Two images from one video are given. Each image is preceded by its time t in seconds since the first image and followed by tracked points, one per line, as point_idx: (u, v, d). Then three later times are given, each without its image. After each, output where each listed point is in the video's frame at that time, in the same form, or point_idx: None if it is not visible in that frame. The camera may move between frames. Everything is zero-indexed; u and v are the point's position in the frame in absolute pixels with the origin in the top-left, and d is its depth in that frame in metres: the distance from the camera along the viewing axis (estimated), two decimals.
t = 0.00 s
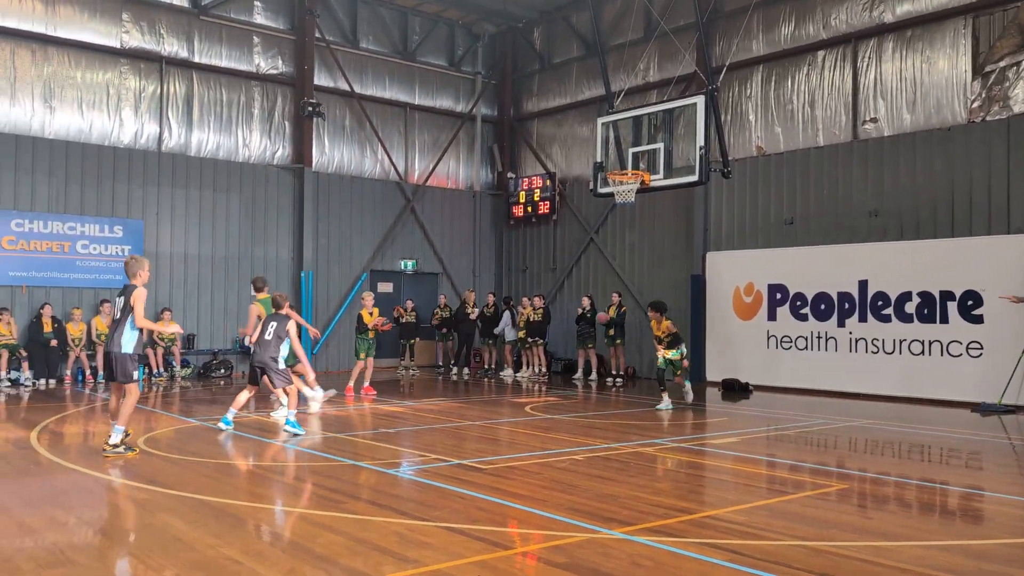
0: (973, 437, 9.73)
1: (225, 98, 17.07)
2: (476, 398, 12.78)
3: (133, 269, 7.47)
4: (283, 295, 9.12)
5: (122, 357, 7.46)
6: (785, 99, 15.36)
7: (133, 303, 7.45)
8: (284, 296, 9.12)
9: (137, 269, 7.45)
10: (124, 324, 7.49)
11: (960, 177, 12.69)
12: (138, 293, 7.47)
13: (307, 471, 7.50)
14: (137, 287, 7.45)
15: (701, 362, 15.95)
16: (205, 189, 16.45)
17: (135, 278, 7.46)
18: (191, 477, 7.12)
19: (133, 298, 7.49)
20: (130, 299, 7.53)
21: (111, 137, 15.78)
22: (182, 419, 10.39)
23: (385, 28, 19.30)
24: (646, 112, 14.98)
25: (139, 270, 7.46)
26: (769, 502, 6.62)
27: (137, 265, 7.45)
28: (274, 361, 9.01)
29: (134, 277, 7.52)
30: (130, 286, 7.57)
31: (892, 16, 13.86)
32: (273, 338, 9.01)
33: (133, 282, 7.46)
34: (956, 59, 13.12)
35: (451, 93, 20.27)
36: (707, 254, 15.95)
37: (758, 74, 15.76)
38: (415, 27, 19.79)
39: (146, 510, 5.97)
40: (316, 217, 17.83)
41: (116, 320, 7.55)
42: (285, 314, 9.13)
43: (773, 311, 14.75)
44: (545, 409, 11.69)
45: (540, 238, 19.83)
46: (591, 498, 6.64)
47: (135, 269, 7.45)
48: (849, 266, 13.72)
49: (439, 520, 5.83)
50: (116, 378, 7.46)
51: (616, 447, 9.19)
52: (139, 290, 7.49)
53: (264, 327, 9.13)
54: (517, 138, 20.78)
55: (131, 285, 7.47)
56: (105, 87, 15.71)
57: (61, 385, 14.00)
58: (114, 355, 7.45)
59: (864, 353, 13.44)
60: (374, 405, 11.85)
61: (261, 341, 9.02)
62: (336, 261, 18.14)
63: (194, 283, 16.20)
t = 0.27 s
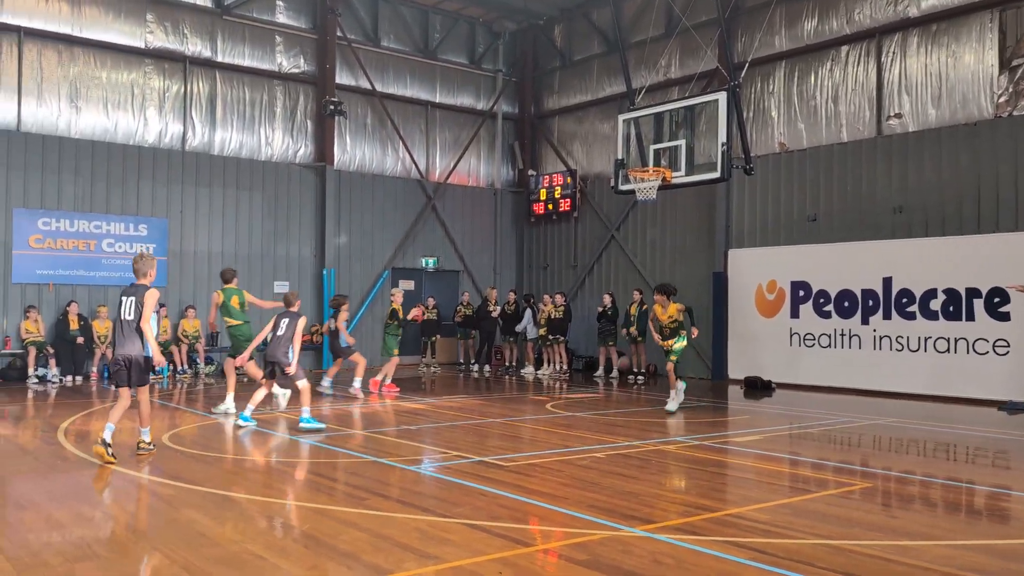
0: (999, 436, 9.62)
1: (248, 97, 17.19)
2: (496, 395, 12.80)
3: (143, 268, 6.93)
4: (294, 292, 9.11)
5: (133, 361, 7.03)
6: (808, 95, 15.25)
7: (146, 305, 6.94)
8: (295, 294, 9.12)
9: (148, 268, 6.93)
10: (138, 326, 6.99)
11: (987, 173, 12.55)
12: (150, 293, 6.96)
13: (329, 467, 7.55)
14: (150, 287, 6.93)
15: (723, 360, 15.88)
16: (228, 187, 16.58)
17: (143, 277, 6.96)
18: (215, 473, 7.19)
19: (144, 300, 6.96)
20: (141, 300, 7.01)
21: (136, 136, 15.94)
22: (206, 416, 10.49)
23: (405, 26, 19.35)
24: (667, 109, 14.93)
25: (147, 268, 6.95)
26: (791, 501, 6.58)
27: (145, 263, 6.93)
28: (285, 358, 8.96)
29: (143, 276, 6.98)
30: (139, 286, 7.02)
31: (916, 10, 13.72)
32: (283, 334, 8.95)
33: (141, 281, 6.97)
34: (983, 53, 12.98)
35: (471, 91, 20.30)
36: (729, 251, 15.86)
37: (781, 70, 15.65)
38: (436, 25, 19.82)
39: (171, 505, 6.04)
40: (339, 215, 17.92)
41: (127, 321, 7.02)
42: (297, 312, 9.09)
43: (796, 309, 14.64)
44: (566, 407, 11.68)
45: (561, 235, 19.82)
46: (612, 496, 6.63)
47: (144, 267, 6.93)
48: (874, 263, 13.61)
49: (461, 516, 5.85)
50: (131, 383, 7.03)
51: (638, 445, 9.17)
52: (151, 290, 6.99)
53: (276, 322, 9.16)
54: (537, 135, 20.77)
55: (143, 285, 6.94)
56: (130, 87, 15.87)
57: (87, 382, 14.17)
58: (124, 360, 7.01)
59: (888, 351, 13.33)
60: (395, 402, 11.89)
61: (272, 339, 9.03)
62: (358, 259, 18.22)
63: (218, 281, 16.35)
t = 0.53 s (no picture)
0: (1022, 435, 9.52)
1: (267, 97, 17.28)
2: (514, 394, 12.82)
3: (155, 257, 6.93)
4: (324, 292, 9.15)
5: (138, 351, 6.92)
6: (827, 92, 15.15)
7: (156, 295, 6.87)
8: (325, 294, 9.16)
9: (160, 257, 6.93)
10: (144, 316, 6.89)
11: (1009, 171, 12.42)
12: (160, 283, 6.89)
13: (348, 465, 7.59)
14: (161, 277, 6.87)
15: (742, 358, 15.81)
16: (247, 186, 16.68)
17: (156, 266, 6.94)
18: (236, 470, 7.25)
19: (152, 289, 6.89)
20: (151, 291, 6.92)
21: (156, 136, 16.06)
22: (226, 413, 10.57)
23: (423, 24, 19.38)
24: (685, 107, 14.87)
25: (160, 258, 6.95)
26: (811, 500, 6.55)
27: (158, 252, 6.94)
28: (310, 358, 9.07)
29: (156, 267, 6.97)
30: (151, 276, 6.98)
31: (937, 6, 13.59)
32: (309, 334, 9.05)
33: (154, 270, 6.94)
34: (1005, 49, 12.84)
35: (489, 90, 20.31)
36: (748, 249, 15.77)
37: (800, 67, 15.55)
38: (454, 23, 19.85)
39: (192, 502, 6.09)
40: (357, 214, 17.98)
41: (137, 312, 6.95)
42: (326, 313, 9.15)
43: (815, 307, 14.57)
44: (584, 406, 11.67)
45: (579, 234, 19.80)
46: (630, 495, 6.62)
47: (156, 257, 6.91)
48: (894, 261, 13.50)
49: (479, 514, 5.86)
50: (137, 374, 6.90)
51: (656, 443, 9.15)
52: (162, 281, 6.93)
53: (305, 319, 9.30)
54: (555, 133, 20.76)
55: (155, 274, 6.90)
56: (150, 87, 15.99)
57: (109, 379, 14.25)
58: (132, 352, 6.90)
59: (909, 350, 13.23)
60: (413, 400, 11.93)
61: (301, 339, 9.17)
62: (376, 257, 18.28)
63: (237, 279, 16.45)
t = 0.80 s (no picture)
0: None
1: (282, 94, 17.35)
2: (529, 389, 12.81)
3: (168, 267, 6.40)
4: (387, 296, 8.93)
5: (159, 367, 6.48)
6: (844, 85, 15.05)
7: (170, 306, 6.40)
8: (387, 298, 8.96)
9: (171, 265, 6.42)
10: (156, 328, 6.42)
11: None
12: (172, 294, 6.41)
13: (365, 459, 7.61)
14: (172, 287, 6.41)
15: (758, 354, 15.75)
16: (263, 183, 16.76)
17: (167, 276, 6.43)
18: (254, 465, 7.28)
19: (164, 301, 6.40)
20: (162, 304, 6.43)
21: (172, 133, 16.16)
22: (243, 409, 10.63)
23: (437, 20, 19.39)
24: (701, 101, 14.82)
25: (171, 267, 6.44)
26: (829, 495, 6.51)
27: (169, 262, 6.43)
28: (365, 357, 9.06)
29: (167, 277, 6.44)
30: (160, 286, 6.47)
31: None
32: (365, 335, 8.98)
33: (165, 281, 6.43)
34: None
35: (504, 86, 20.32)
36: (764, 244, 15.70)
37: (817, 60, 15.45)
38: (468, 20, 19.85)
39: (211, 496, 6.13)
40: (372, 210, 18.04)
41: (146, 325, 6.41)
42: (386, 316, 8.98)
43: (833, 302, 14.49)
44: (599, 401, 11.66)
45: (594, 229, 19.77)
46: (647, 489, 6.61)
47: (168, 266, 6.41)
48: (912, 256, 13.40)
49: (496, 509, 5.86)
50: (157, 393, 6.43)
51: (673, 439, 9.13)
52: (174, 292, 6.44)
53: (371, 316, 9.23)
54: (570, 129, 20.74)
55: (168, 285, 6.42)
56: (166, 85, 16.10)
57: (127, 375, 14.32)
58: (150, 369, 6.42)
59: (927, 345, 13.13)
60: (429, 396, 11.95)
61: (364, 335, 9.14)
62: (391, 254, 18.33)
63: (254, 276, 16.54)
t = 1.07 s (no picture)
0: None
1: (308, 98, 17.49)
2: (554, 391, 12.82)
3: (193, 260, 6.36)
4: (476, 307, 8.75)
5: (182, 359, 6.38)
6: (871, 84, 14.90)
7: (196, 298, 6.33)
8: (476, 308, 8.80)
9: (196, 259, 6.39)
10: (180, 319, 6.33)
11: None
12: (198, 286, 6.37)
13: (391, 460, 7.66)
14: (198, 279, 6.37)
15: (785, 355, 15.64)
16: (289, 187, 16.90)
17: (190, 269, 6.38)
18: (281, 466, 7.35)
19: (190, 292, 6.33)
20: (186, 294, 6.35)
21: (200, 138, 16.34)
22: (271, 410, 10.72)
23: (461, 22, 19.43)
24: (726, 101, 14.74)
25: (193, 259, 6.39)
26: (857, 497, 6.45)
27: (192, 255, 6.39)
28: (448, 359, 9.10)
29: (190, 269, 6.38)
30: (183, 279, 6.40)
31: None
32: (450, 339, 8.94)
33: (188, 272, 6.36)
34: None
35: (527, 87, 20.33)
36: (791, 245, 15.58)
37: (844, 59, 15.30)
38: (492, 22, 19.89)
39: (239, 497, 6.20)
40: (397, 212, 18.13)
41: (166, 315, 6.28)
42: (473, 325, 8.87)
43: (860, 303, 14.35)
44: (624, 403, 11.63)
45: (619, 230, 19.73)
46: (673, 491, 6.59)
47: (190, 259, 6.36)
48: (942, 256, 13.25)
49: (521, 510, 5.88)
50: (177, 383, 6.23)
51: (699, 441, 9.09)
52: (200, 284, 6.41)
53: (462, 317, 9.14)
54: (594, 130, 20.71)
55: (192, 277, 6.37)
56: (194, 90, 16.28)
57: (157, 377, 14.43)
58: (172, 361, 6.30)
59: (957, 346, 12.97)
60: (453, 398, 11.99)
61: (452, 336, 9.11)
62: (416, 256, 18.41)
63: (281, 278, 16.69)
